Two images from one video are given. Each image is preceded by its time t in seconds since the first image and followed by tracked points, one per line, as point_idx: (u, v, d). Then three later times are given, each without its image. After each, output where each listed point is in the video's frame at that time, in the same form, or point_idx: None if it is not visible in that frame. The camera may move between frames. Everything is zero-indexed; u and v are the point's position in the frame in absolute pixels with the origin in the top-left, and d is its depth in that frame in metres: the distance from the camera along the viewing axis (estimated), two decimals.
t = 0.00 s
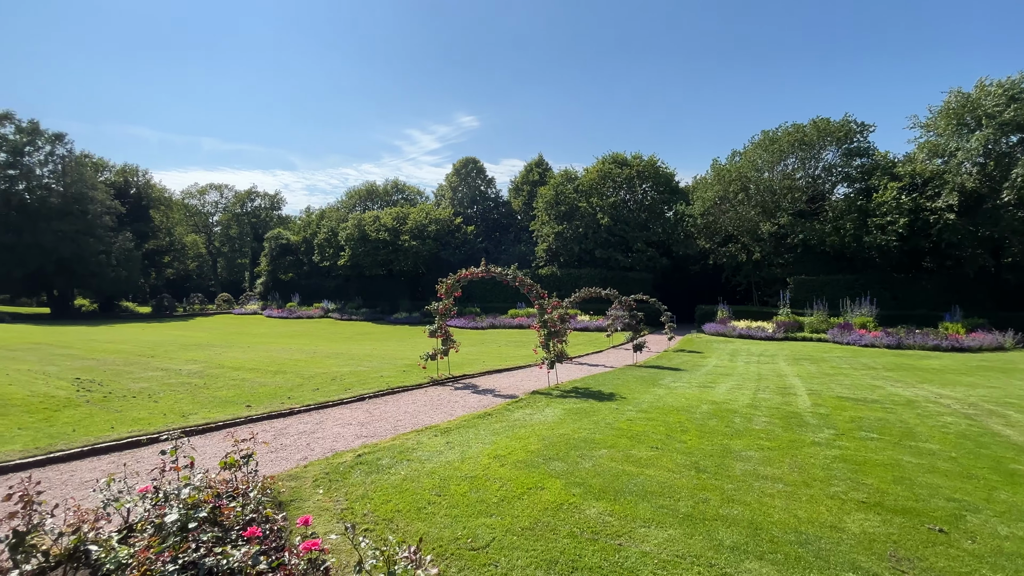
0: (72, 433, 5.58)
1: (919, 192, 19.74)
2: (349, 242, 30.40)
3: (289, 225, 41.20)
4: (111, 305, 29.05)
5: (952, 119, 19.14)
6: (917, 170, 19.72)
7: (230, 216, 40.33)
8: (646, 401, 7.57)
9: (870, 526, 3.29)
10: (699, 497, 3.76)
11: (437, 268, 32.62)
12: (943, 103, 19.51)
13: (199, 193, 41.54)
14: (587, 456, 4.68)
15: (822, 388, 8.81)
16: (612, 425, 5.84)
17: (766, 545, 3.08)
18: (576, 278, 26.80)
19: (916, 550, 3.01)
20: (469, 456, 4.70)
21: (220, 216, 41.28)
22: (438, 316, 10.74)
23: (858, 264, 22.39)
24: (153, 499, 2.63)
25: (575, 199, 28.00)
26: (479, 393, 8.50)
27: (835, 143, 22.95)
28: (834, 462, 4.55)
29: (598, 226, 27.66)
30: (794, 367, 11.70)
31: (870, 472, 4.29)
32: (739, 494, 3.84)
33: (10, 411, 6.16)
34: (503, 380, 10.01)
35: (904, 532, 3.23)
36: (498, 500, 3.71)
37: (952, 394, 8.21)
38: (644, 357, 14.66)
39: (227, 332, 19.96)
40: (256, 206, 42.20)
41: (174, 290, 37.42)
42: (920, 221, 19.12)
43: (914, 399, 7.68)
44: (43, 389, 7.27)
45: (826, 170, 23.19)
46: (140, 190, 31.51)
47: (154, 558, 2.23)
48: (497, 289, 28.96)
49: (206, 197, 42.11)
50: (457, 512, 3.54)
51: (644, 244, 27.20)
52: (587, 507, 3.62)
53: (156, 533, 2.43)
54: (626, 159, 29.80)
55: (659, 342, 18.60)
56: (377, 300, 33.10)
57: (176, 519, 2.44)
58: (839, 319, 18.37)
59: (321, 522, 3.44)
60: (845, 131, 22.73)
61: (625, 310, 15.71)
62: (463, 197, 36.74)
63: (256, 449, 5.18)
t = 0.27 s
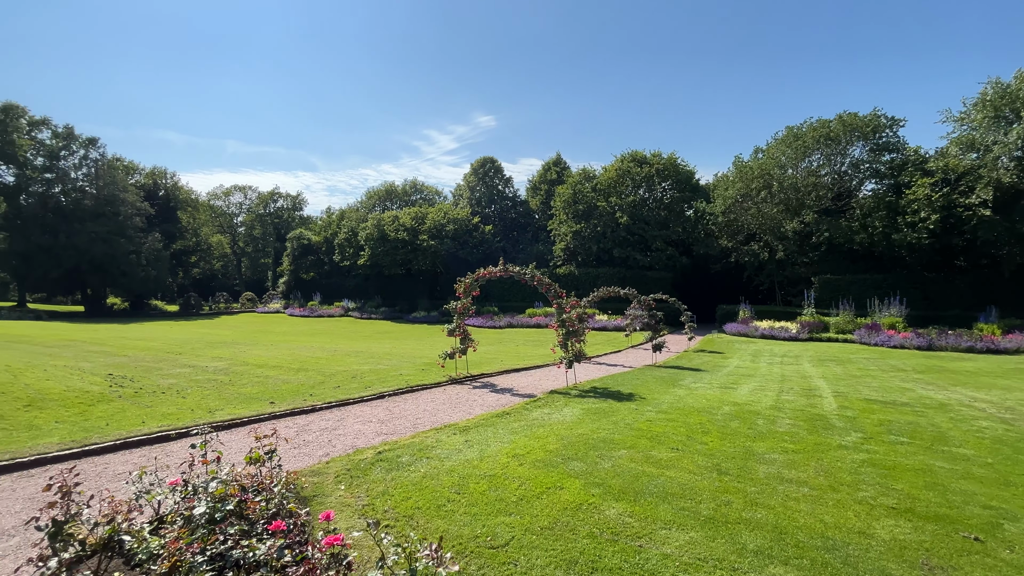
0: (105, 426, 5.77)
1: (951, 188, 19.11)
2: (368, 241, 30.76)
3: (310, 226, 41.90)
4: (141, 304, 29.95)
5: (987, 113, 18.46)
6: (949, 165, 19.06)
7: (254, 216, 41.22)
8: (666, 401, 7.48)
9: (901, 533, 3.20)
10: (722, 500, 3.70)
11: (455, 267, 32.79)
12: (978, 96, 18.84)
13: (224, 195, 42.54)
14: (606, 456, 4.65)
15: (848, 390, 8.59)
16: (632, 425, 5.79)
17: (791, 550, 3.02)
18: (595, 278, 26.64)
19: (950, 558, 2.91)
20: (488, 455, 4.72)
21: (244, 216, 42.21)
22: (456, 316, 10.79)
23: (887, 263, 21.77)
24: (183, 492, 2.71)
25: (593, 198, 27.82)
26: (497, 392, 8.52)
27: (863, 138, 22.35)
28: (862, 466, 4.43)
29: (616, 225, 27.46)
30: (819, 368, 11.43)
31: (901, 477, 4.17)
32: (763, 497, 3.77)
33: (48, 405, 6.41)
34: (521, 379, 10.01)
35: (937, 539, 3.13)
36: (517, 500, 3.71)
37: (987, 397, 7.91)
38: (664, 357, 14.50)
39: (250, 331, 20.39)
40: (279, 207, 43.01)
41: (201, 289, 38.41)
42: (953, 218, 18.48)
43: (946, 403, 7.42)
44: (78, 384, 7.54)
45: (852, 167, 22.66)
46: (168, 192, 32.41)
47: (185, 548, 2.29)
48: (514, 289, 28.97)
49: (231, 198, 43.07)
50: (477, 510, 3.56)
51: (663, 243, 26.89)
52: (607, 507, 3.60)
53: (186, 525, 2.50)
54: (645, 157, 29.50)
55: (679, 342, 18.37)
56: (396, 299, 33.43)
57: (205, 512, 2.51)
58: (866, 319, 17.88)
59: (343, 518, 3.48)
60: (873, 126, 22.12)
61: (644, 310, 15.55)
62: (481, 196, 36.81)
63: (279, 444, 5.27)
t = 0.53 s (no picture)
0: (136, 420, 5.95)
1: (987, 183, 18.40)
2: (387, 241, 31.06)
3: (331, 226, 42.51)
4: (169, 302, 30.81)
5: None
6: (986, 159, 18.32)
7: (277, 217, 42.04)
8: (686, 402, 7.38)
9: (934, 541, 3.09)
10: (745, 503, 3.63)
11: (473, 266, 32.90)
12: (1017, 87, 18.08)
13: (248, 196, 43.47)
14: (625, 457, 4.61)
15: (877, 392, 8.34)
16: (652, 426, 5.72)
17: (818, 555, 2.94)
18: (613, 276, 26.42)
19: (987, 569, 2.80)
20: (506, 453, 4.71)
21: (268, 217, 43.06)
22: (475, 314, 10.82)
23: (918, 261, 21.13)
24: (210, 485, 2.78)
25: (612, 196, 27.57)
26: (515, 391, 8.51)
27: (893, 132, 21.67)
28: (893, 471, 4.29)
29: (635, 223, 27.19)
30: (846, 369, 11.13)
31: (933, 483, 4.03)
32: (788, 501, 3.68)
33: (83, 399, 6.64)
34: (539, 378, 9.98)
35: (973, 549, 3.01)
36: (536, 499, 3.70)
37: None
38: (684, 357, 14.31)
39: (273, 328, 20.80)
40: (300, 208, 43.77)
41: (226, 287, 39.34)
42: (990, 215, 17.80)
43: (982, 406, 7.15)
44: (111, 379, 7.79)
45: (882, 162, 22.04)
46: (195, 194, 33.27)
47: (212, 540, 2.34)
48: (533, 288, 28.93)
49: (254, 199, 43.99)
50: (495, 509, 3.55)
51: (684, 241, 26.53)
52: (627, 508, 3.56)
53: (213, 518, 2.55)
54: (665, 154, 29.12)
55: (699, 342, 18.10)
56: (415, 298, 33.72)
57: (231, 505, 2.56)
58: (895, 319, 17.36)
59: (364, 514, 3.52)
60: (903, 119, 21.42)
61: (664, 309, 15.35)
62: (499, 196, 36.83)
63: (302, 440, 5.36)
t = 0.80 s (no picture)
0: (167, 415, 6.14)
1: None
2: (407, 240, 31.33)
3: (352, 225, 43.07)
4: (197, 301, 31.64)
5: None
6: None
7: (299, 217, 42.80)
8: (708, 403, 7.26)
9: (969, 550, 2.98)
10: (769, 506, 3.55)
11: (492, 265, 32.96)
12: None
13: (272, 197, 44.34)
14: (645, 457, 4.55)
15: (907, 395, 8.08)
16: (672, 427, 5.65)
17: (846, 562, 2.86)
18: (632, 275, 26.16)
19: None
20: (525, 452, 4.71)
21: (291, 217, 43.85)
22: (493, 313, 10.84)
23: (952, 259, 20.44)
24: (236, 479, 2.85)
25: (631, 194, 27.31)
26: (534, 390, 8.49)
27: (925, 125, 20.89)
28: (925, 476, 4.15)
29: (655, 221, 26.88)
30: (874, 371, 10.81)
31: (968, 489, 3.88)
32: (814, 505, 3.59)
33: (116, 393, 6.88)
34: (558, 377, 9.95)
35: (1012, 560, 2.89)
36: (554, 498, 3.69)
37: None
38: (705, 357, 14.10)
39: (296, 326, 21.18)
40: (322, 208, 44.48)
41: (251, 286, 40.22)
42: None
43: (1020, 411, 6.86)
44: (142, 374, 8.05)
45: (913, 157, 21.20)
46: (221, 195, 34.09)
47: (238, 533, 2.39)
48: (551, 286, 28.86)
49: (278, 200, 44.85)
50: (514, 507, 3.56)
51: (705, 240, 26.11)
52: (647, 509, 3.52)
53: (239, 510, 2.61)
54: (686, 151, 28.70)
55: (721, 342, 17.81)
56: (434, 297, 33.96)
57: (256, 498, 2.62)
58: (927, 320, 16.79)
59: (385, 509, 3.56)
60: (936, 112, 20.64)
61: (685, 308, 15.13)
62: (517, 194, 36.78)
63: (324, 436, 5.44)
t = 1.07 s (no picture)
0: (196, 409, 6.31)
1: None
2: (426, 239, 31.54)
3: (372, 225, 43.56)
4: (223, 299, 32.42)
5: None
6: None
7: (321, 217, 43.52)
8: (731, 404, 7.13)
9: (1009, 561, 2.86)
10: (796, 510, 3.46)
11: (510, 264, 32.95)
12: None
13: (295, 197, 45.16)
14: (666, 458, 4.49)
15: (941, 398, 7.80)
16: (695, 427, 5.56)
17: (877, 570, 2.78)
18: (653, 274, 25.85)
19: None
20: (545, 451, 4.69)
21: (313, 217, 44.60)
22: (512, 312, 10.83)
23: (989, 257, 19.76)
24: (263, 472, 2.91)
25: (651, 191, 26.99)
26: (553, 389, 8.46)
27: (961, 117, 20.08)
28: (961, 483, 4.00)
29: (676, 219, 26.49)
30: (906, 373, 10.47)
31: (1007, 497, 3.72)
32: (843, 510, 3.49)
33: (148, 388, 7.10)
34: (577, 376, 9.90)
35: None
36: (575, 497, 3.67)
37: None
38: (728, 357, 13.85)
39: (318, 324, 21.52)
40: (344, 207, 45.12)
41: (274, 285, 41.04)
42: None
43: None
44: (172, 370, 8.29)
45: (947, 151, 20.42)
46: (247, 195, 34.88)
47: (264, 526, 2.44)
48: (570, 285, 28.71)
49: (301, 200, 45.65)
50: (535, 506, 3.55)
51: (727, 238, 25.64)
52: (670, 511, 3.47)
53: (265, 504, 2.67)
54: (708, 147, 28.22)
55: (743, 342, 17.47)
56: (453, 295, 34.16)
57: (281, 492, 2.67)
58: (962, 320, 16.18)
59: (406, 505, 3.59)
60: (973, 104, 19.82)
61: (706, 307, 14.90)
62: (536, 193, 36.67)
63: (346, 432, 5.52)
